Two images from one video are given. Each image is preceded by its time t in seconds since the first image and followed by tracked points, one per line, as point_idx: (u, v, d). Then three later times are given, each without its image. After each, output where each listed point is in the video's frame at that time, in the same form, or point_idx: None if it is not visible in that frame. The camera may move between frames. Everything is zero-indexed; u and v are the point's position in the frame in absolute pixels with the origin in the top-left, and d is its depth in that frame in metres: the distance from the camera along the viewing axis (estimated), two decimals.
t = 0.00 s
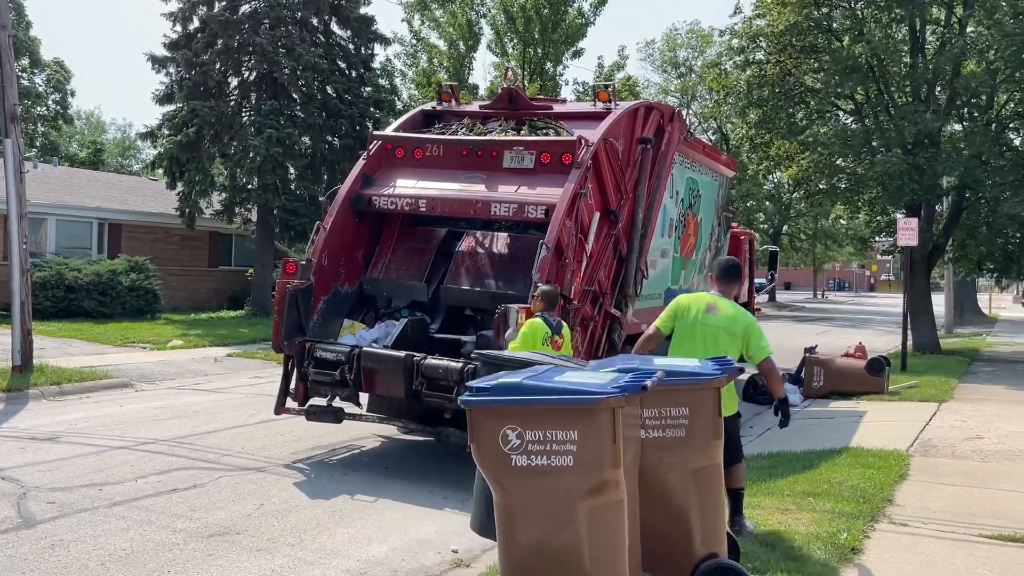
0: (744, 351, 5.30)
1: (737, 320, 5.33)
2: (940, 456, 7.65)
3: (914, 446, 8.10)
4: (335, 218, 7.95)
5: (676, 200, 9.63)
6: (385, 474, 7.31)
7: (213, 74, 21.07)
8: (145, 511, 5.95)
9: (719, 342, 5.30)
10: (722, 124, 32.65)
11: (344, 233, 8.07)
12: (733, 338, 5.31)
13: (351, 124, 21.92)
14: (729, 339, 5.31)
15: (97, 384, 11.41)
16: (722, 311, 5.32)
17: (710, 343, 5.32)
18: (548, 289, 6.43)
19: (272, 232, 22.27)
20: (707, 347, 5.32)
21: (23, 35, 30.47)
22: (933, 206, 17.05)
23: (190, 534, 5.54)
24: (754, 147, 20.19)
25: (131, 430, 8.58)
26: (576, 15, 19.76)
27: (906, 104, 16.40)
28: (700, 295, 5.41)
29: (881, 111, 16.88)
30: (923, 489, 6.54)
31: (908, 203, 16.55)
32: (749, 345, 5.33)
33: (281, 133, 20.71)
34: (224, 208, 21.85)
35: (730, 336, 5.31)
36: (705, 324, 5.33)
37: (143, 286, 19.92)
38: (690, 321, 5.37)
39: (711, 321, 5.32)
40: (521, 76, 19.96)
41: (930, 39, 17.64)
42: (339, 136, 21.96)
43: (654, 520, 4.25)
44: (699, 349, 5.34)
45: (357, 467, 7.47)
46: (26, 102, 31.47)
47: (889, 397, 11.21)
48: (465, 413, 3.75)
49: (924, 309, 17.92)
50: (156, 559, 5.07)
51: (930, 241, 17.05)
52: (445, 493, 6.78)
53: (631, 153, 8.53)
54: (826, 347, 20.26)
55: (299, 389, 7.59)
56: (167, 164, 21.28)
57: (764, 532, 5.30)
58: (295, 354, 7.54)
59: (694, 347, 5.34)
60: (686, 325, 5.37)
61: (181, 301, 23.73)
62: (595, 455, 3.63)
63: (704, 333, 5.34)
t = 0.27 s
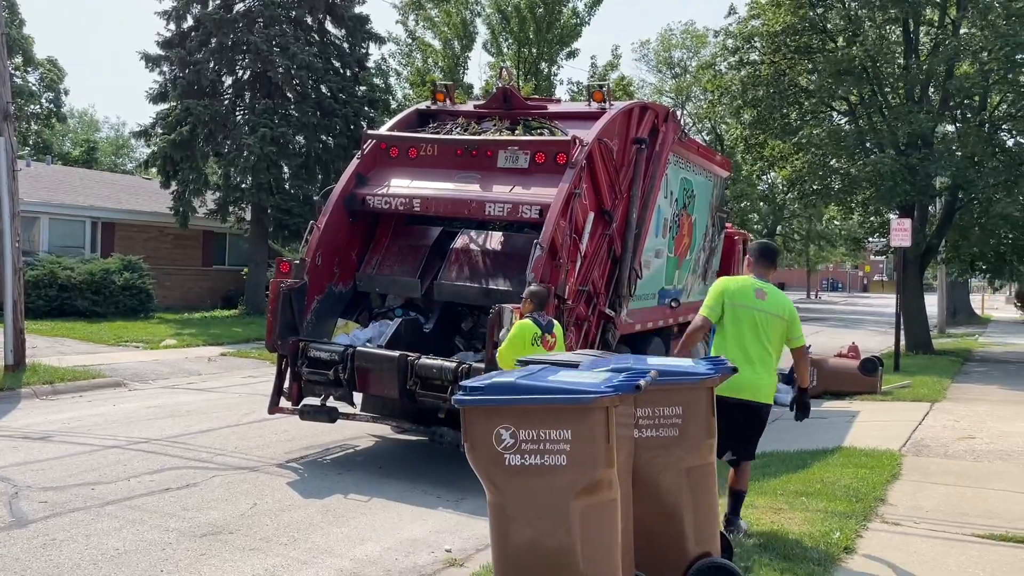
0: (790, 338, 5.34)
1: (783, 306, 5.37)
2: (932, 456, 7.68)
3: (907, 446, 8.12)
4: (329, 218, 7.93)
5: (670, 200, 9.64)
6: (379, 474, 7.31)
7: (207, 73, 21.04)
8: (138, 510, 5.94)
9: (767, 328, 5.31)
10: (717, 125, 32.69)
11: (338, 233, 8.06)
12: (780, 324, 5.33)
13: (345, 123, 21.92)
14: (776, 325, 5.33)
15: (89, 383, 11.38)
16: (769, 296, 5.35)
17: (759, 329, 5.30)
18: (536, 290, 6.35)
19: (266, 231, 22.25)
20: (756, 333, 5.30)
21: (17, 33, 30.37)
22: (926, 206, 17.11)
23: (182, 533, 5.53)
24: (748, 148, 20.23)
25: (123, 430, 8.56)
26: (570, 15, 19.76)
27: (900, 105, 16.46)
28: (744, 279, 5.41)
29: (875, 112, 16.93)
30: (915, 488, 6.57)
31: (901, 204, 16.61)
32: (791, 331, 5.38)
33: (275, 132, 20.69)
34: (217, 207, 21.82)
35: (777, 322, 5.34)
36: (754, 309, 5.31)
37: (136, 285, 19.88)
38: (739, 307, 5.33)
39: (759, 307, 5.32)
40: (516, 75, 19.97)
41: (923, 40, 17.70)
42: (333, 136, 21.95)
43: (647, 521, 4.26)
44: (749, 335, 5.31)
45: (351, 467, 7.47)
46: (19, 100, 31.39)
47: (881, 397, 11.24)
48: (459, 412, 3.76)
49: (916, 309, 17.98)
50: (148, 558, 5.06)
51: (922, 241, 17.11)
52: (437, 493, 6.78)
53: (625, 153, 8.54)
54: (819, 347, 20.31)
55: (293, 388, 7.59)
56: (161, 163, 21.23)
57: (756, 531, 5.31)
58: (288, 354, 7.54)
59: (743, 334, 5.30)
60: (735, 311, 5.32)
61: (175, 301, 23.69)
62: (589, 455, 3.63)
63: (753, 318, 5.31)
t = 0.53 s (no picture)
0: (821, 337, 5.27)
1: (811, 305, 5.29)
2: (928, 455, 7.69)
3: (902, 444, 8.13)
4: (325, 215, 7.95)
5: (666, 199, 9.64)
6: (374, 471, 7.31)
7: (203, 71, 21.00)
8: (133, 508, 5.93)
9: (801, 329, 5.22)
10: (713, 124, 32.70)
11: (335, 231, 8.07)
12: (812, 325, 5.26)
13: (341, 121, 21.89)
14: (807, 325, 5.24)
15: (85, 381, 11.35)
16: (802, 295, 5.23)
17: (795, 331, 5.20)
18: (530, 287, 6.29)
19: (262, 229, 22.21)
20: (792, 335, 5.19)
21: (12, 30, 30.29)
22: (922, 205, 17.13)
23: (178, 531, 5.52)
24: (744, 146, 20.24)
25: (119, 427, 8.54)
26: (567, 14, 19.74)
27: (896, 104, 16.49)
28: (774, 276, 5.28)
29: (871, 111, 16.94)
30: (911, 487, 6.58)
31: (897, 203, 16.63)
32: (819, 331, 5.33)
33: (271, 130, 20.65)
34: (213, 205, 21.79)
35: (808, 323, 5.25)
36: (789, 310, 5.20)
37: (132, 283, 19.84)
38: (775, 308, 5.19)
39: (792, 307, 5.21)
40: (512, 73, 19.92)
41: (919, 39, 17.70)
42: (330, 134, 21.92)
43: (642, 519, 4.26)
44: (785, 338, 5.19)
45: (346, 464, 7.46)
46: (15, 97, 31.32)
47: (877, 395, 11.25)
48: (455, 410, 3.76)
49: (912, 308, 18.01)
50: (143, 556, 5.05)
51: (918, 240, 17.13)
52: (433, 491, 6.77)
53: (622, 151, 8.53)
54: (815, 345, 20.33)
55: (289, 385, 7.60)
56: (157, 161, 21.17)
57: (752, 530, 5.32)
58: (284, 351, 7.56)
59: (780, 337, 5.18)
60: (771, 312, 5.19)
61: (170, 299, 23.65)
62: (585, 452, 3.63)
63: (788, 319, 5.20)
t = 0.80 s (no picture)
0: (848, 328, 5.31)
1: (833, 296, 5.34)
2: (926, 453, 7.71)
3: (900, 442, 8.14)
4: (324, 212, 7.94)
5: (665, 197, 9.65)
6: (374, 469, 7.31)
7: (201, 68, 20.96)
8: (132, 505, 5.93)
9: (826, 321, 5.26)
10: (711, 122, 32.70)
11: (334, 228, 8.07)
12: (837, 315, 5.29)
13: (339, 119, 21.87)
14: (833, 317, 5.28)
15: (83, 378, 11.34)
16: (821, 286, 5.28)
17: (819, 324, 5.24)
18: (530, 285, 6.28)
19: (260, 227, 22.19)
20: (816, 325, 5.23)
21: (10, 27, 30.23)
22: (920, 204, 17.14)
23: (176, 528, 5.52)
24: (743, 144, 20.25)
25: (117, 425, 8.54)
26: (566, 12, 19.71)
27: (894, 102, 16.49)
28: (794, 270, 5.34)
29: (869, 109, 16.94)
30: (909, 485, 6.59)
31: (895, 201, 16.63)
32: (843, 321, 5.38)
33: (270, 127, 20.61)
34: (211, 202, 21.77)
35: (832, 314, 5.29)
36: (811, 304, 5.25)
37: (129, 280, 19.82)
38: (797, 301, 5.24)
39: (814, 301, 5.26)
40: (510, 71, 19.85)
41: (918, 38, 17.70)
42: (328, 131, 21.90)
43: (641, 517, 4.27)
44: (810, 329, 5.22)
45: (345, 462, 7.47)
46: (13, 94, 31.28)
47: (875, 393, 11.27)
48: (454, 407, 3.76)
49: (910, 306, 18.02)
50: (142, 554, 5.05)
51: (916, 239, 17.15)
52: (432, 489, 6.78)
53: (620, 149, 8.53)
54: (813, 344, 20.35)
55: (287, 383, 7.61)
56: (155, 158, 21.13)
57: (751, 528, 5.33)
58: (283, 349, 7.56)
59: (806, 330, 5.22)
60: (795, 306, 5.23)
61: (169, 296, 23.63)
62: (584, 450, 3.63)
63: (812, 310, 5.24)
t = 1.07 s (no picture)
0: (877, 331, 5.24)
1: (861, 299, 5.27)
2: (926, 452, 7.70)
3: (900, 441, 8.15)
4: (325, 210, 7.94)
5: (665, 195, 9.64)
6: (374, 467, 7.32)
7: (202, 66, 20.95)
8: (133, 503, 5.93)
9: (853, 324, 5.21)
10: (712, 120, 32.70)
11: (334, 226, 8.07)
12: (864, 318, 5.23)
13: (340, 117, 21.85)
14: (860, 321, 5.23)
15: (83, 376, 11.35)
16: (848, 290, 5.26)
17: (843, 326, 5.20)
18: (533, 284, 6.34)
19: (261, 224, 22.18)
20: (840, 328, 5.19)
21: (10, 25, 30.23)
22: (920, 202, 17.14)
23: (177, 527, 5.52)
24: (743, 142, 20.25)
25: (118, 423, 8.54)
26: (565, 10, 19.64)
27: (895, 100, 16.50)
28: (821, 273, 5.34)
29: (870, 108, 16.94)
30: (909, 484, 6.59)
31: (896, 199, 16.63)
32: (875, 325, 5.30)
33: (270, 125, 20.60)
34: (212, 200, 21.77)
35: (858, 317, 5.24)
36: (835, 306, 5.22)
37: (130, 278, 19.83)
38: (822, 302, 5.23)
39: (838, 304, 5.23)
40: (510, 70, 19.75)
41: (919, 37, 17.69)
42: (328, 129, 21.90)
43: (642, 515, 4.27)
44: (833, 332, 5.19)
45: (346, 460, 7.47)
46: (12, 92, 31.26)
47: (875, 392, 11.27)
48: (456, 406, 3.77)
49: (910, 305, 18.03)
50: (143, 552, 5.05)
51: (916, 237, 17.16)
52: (432, 487, 6.78)
53: (621, 147, 8.53)
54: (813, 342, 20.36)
55: (288, 381, 7.62)
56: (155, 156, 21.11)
57: (752, 526, 5.33)
58: (283, 347, 7.56)
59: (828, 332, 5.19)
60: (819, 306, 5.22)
61: (169, 294, 23.63)
62: (585, 449, 3.64)
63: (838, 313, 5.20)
